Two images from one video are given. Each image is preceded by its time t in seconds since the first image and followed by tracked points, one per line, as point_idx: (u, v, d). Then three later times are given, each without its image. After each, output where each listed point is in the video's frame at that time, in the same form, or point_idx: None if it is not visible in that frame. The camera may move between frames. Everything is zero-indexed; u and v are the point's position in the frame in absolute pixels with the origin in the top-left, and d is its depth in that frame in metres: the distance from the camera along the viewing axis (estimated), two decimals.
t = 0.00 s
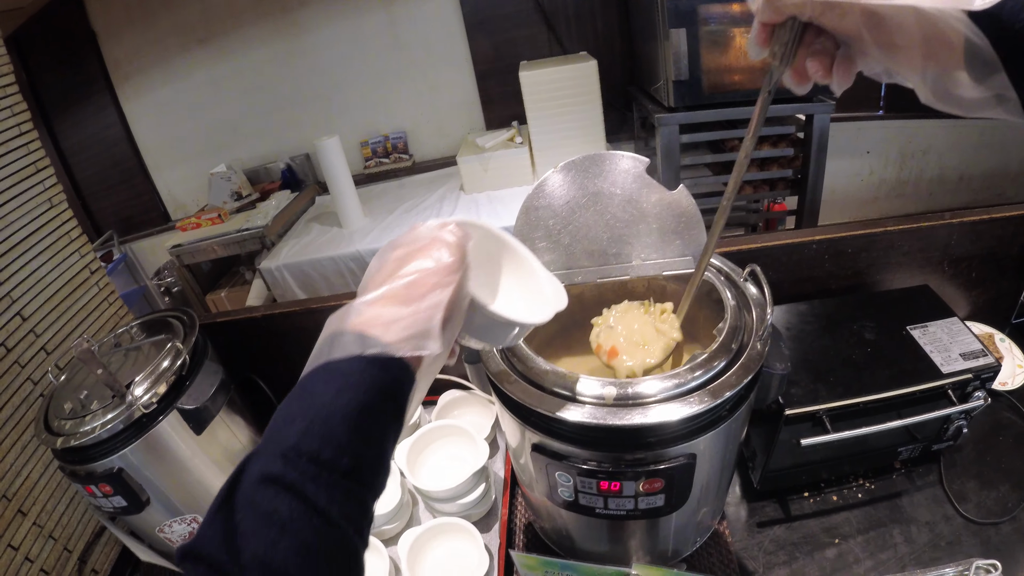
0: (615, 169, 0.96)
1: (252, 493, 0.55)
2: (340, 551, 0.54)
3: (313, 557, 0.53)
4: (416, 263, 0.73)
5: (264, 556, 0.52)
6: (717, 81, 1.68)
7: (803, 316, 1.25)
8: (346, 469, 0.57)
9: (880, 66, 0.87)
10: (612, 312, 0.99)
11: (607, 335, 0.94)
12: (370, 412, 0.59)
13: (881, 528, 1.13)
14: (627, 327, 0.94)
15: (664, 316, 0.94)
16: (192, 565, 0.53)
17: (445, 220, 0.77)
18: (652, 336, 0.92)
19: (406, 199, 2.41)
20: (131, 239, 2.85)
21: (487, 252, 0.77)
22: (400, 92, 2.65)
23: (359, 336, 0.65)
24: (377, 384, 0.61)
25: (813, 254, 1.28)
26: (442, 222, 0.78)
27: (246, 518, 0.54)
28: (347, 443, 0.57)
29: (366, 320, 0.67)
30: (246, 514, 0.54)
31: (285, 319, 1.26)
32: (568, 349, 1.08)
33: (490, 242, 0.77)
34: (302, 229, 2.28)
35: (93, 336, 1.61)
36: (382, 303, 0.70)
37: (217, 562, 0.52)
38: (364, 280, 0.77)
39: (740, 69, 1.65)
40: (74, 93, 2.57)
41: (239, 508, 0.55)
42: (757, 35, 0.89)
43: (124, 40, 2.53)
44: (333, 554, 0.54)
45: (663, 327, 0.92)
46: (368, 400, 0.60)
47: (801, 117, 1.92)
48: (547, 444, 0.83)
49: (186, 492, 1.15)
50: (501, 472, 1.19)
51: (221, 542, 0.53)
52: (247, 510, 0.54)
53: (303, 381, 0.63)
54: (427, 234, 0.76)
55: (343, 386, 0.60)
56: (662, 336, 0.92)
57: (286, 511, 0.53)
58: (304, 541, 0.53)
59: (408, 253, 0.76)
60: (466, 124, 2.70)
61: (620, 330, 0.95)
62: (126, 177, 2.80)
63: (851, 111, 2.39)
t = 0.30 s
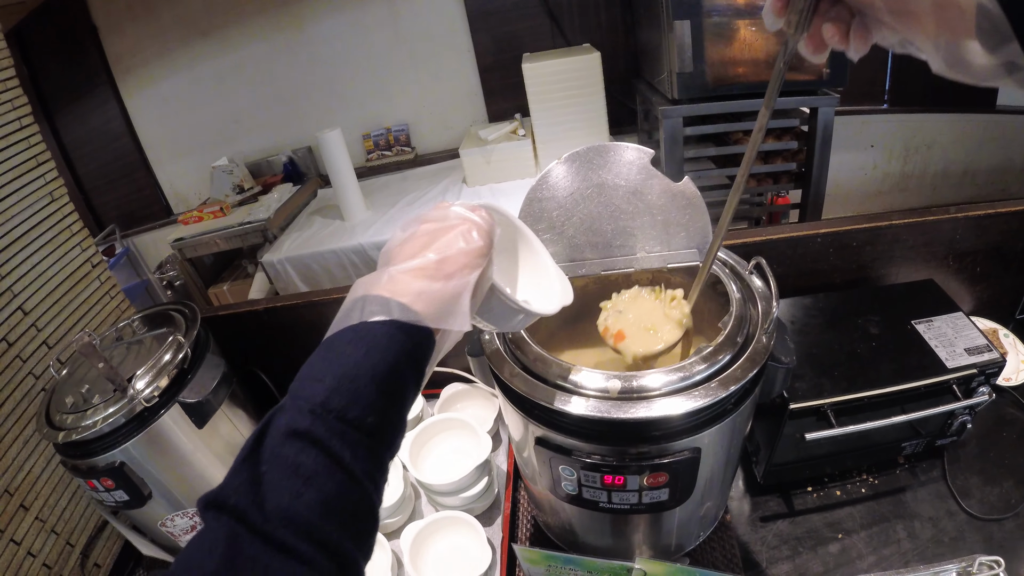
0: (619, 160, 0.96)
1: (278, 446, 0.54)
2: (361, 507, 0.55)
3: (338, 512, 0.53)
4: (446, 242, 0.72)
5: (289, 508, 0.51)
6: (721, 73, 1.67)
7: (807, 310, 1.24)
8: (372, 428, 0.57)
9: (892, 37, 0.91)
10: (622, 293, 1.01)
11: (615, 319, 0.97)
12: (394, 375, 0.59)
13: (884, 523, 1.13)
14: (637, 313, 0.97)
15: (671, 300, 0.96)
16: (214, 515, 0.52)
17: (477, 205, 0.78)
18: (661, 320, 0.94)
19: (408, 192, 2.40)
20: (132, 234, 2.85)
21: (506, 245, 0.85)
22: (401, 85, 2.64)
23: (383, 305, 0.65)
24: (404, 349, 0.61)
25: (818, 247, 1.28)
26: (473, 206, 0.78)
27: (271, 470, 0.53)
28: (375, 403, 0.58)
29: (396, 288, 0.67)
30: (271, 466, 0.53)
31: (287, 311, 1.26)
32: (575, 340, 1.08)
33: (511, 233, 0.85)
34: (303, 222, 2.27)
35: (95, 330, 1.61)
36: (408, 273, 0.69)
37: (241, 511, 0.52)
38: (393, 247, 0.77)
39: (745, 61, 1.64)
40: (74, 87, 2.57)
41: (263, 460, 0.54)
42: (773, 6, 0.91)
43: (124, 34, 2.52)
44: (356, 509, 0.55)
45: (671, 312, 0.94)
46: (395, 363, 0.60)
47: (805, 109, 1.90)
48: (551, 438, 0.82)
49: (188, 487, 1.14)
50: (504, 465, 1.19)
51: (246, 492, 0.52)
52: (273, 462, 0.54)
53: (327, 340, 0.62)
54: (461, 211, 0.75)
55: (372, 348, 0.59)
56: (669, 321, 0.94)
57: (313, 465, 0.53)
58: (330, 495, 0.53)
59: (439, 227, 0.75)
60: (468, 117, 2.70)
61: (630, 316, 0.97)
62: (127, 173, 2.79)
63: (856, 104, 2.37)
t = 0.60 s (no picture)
0: (619, 153, 0.95)
1: (306, 415, 0.56)
2: (382, 477, 0.57)
3: (360, 482, 0.55)
4: (475, 234, 0.74)
5: (316, 475, 0.53)
6: (721, 66, 1.66)
7: (807, 305, 1.24)
8: (396, 402, 0.58)
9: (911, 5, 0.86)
10: (626, 271, 0.98)
11: (617, 294, 0.95)
12: (420, 349, 0.60)
13: (884, 519, 1.13)
14: (641, 290, 0.94)
15: (675, 277, 0.94)
16: (241, 480, 0.54)
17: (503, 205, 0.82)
18: (665, 298, 0.92)
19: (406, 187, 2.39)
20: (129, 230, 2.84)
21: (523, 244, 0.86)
22: (399, 80, 2.63)
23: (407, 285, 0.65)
24: (428, 326, 0.62)
25: (818, 242, 1.27)
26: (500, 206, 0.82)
27: (298, 438, 0.55)
28: (400, 378, 0.58)
29: (424, 271, 0.68)
30: (299, 434, 0.55)
31: (284, 307, 1.25)
32: (574, 334, 1.06)
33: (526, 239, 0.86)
34: (301, 217, 2.26)
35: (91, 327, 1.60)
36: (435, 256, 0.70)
37: (269, 478, 0.53)
38: (419, 234, 0.79)
39: (744, 55, 1.64)
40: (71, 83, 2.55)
41: (291, 429, 0.56)
42: None
43: (120, 29, 2.51)
44: (377, 479, 0.56)
45: (675, 289, 0.92)
46: (422, 337, 0.61)
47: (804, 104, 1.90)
48: (550, 434, 0.81)
49: (185, 484, 1.14)
50: (503, 461, 1.18)
51: (274, 457, 0.54)
52: (300, 430, 0.55)
53: (352, 314, 0.63)
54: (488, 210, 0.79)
55: (399, 323, 0.60)
56: (673, 297, 0.92)
57: (338, 435, 0.55)
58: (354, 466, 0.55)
59: (467, 221, 0.78)
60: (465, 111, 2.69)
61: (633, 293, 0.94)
62: (124, 170, 2.78)
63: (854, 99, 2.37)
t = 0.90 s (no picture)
0: (616, 147, 0.95)
1: (325, 399, 0.55)
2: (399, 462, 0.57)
3: (377, 466, 0.55)
4: (497, 231, 0.76)
5: (335, 457, 0.53)
6: (717, 60, 1.66)
7: (805, 300, 1.23)
8: (414, 388, 0.58)
9: None
10: (628, 254, 0.96)
11: (620, 278, 0.90)
12: (439, 338, 0.61)
13: (883, 513, 1.12)
14: (645, 272, 0.90)
15: (681, 260, 0.90)
16: (260, 461, 0.53)
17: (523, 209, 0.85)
18: (669, 279, 0.88)
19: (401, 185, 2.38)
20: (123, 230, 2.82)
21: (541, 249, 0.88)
22: (393, 77, 2.62)
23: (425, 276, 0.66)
24: (446, 316, 0.63)
25: (816, 236, 1.27)
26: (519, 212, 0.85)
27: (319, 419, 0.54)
28: (419, 364, 0.59)
29: (445, 263, 0.69)
30: (319, 417, 0.54)
31: (278, 306, 1.24)
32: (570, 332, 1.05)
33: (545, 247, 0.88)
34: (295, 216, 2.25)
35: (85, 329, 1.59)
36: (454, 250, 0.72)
37: (287, 459, 0.52)
38: (441, 228, 0.80)
39: (740, 50, 1.63)
40: (62, 83, 2.54)
41: (309, 411, 0.55)
42: None
43: (112, 28, 2.49)
44: (393, 464, 0.56)
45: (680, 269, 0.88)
46: (442, 326, 0.62)
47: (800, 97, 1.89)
48: (548, 433, 0.81)
49: (181, 486, 1.13)
50: (501, 459, 1.18)
51: (294, 440, 0.53)
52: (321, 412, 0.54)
53: (370, 302, 0.64)
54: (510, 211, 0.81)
55: (419, 312, 0.60)
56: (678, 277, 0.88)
57: (358, 419, 0.54)
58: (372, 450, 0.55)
59: (488, 219, 0.79)
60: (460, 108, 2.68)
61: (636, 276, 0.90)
62: (118, 171, 2.76)
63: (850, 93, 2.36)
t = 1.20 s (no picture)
0: (607, 151, 0.96)
1: (348, 403, 0.54)
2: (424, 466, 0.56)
3: (401, 469, 0.54)
4: (506, 232, 0.81)
5: (359, 461, 0.51)
6: (710, 62, 1.66)
7: (801, 301, 1.23)
8: (436, 392, 0.58)
9: None
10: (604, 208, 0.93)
11: (598, 232, 0.89)
12: (458, 340, 0.61)
13: (882, 514, 1.12)
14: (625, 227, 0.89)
15: (660, 211, 0.89)
16: (283, 466, 0.51)
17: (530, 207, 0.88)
18: (651, 230, 0.88)
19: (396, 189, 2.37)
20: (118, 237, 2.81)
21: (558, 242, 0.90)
22: (387, 81, 2.62)
23: (443, 278, 0.70)
24: (466, 318, 0.63)
25: (811, 237, 1.27)
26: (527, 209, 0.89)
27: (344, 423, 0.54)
28: (440, 367, 0.59)
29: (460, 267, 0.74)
30: (342, 421, 0.53)
31: (272, 313, 1.23)
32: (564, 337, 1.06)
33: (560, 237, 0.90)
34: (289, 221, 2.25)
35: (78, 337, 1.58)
36: (467, 254, 0.77)
37: (311, 462, 0.51)
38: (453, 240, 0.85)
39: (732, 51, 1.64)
40: (55, 90, 2.53)
41: (333, 416, 0.54)
42: None
43: (104, 35, 2.48)
44: (417, 468, 0.55)
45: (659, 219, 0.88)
46: (462, 328, 0.62)
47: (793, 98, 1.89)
48: (543, 440, 0.80)
49: (177, 495, 1.12)
50: (497, 465, 1.17)
51: (320, 444, 0.52)
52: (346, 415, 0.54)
53: (397, 308, 0.64)
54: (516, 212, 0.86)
55: (439, 314, 0.61)
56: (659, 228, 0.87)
57: (380, 422, 0.54)
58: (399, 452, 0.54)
59: (496, 224, 0.84)
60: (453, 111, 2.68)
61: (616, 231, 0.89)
62: (113, 177, 2.76)
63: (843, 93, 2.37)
